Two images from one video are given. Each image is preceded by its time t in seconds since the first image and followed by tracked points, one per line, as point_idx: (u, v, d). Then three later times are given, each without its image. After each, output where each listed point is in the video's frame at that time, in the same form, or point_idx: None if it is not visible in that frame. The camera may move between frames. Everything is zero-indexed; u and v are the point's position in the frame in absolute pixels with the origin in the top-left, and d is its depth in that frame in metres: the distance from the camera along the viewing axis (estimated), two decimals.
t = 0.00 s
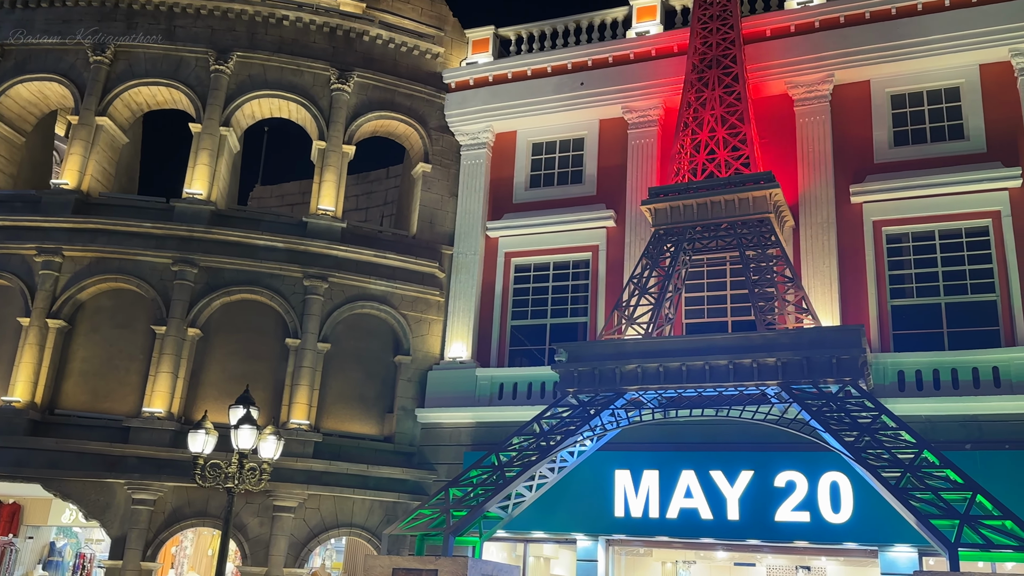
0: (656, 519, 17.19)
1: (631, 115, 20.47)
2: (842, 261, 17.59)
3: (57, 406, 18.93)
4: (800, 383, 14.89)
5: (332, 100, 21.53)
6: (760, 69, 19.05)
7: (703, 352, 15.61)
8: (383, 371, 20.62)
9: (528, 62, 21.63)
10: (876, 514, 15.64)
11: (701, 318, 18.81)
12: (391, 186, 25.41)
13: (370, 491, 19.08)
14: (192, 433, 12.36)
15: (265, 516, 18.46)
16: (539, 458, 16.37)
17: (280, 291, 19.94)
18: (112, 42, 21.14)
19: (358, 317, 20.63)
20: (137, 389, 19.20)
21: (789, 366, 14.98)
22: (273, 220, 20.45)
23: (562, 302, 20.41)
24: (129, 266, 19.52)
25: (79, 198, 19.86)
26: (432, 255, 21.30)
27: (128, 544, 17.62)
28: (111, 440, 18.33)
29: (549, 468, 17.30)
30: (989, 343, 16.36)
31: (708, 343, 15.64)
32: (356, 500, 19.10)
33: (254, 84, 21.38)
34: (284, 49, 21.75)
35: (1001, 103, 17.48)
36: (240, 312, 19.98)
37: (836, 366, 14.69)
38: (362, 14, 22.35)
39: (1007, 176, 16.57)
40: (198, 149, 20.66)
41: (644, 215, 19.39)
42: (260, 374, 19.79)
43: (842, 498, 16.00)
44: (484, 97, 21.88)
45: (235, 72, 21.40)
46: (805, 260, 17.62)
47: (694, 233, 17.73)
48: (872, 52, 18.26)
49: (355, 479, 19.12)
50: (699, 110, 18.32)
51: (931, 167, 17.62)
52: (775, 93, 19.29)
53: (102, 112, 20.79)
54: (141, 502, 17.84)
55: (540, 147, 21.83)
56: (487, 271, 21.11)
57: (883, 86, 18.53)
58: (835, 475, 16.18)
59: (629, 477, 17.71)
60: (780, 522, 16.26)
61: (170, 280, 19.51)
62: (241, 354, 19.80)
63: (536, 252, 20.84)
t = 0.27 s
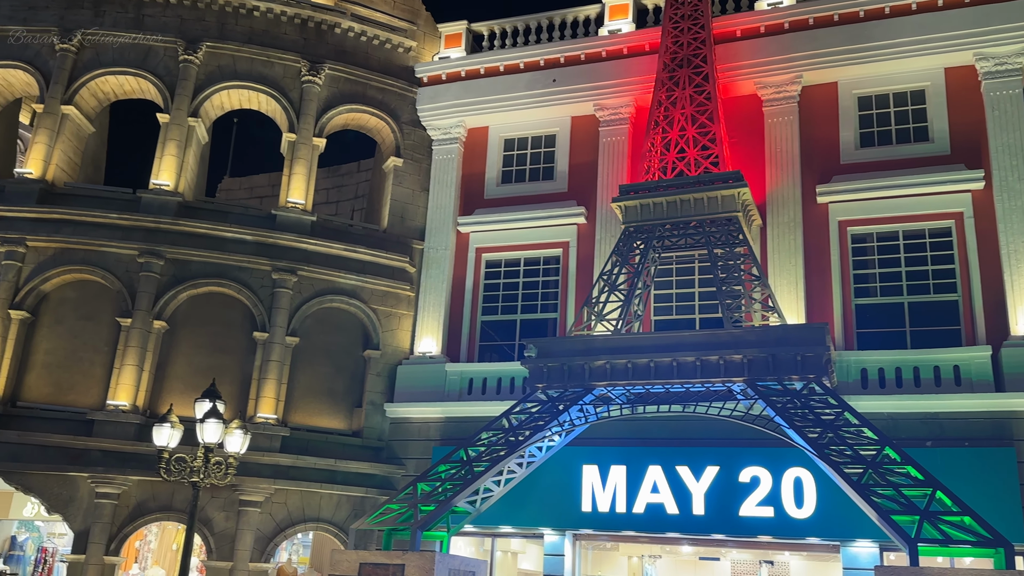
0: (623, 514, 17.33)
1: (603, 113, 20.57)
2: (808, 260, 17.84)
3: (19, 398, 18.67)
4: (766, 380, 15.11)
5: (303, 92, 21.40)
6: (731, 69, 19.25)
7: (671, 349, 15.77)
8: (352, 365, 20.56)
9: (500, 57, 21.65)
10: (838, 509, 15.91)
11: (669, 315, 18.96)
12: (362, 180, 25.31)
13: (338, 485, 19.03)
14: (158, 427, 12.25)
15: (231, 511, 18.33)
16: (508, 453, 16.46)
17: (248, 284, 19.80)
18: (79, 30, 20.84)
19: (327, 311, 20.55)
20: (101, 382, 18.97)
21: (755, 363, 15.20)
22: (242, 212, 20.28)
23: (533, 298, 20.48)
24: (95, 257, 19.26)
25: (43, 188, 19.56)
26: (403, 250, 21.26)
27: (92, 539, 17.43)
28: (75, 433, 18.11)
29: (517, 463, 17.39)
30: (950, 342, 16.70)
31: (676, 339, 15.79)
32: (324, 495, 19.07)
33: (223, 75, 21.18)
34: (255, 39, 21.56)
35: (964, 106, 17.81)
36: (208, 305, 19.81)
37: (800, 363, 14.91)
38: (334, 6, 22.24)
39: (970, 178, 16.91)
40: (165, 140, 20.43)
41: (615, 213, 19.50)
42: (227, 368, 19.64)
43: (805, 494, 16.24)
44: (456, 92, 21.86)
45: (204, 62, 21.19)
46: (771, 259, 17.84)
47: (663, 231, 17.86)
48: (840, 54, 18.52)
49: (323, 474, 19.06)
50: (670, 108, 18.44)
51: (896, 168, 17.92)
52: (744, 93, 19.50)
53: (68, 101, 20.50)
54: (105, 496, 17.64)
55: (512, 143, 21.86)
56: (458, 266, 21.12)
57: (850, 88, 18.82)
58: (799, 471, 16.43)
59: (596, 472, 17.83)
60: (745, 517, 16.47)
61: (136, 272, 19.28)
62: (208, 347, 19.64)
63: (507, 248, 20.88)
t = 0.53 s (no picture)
0: (585, 509, 17.48)
1: (570, 110, 20.66)
2: (770, 259, 18.09)
3: None
4: (726, 376, 15.32)
5: (267, 83, 21.19)
6: (696, 68, 19.44)
7: (634, 345, 15.92)
8: (315, 359, 20.43)
9: (468, 52, 21.63)
10: (795, 504, 16.20)
11: (633, 312, 19.14)
12: (327, 172, 25.14)
13: (300, 480, 18.93)
14: (116, 421, 12.12)
15: (190, 505, 18.15)
16: (471, 448, 16.52)
17: (209, 276, 19.58)
18: (38, 16, 20.49)
19: (290, 304, 20.40)
20: (58, 374, 18.66)
21: (716, 360, 15.39)
22: (204, 203, 20.03)
23: (498, 293, 20.51)
24: (52, 247, 18.94)
25: None
26: (368, 244, 21.17)
27: (47, 533, 17.18)
28: (31, 426, 17.81)
29: (481, 458, 17.47)
30: (907, 341, 17.05)
31: (639, 336, 15.94)
32: (285, 489, 18.92)
33: (186, 64, 20.91)
34: (219, 29, 21.31)
35: (923, 110, 18.16)
36: (168, 298, 19.54)
37: (761, 360, 15.11)
38: None
39: (927, 180, 17.26)
40: (126, 129, 20.11)
41: (580, 210, 19.60)
42: (187, 361, 19.42)
43: (763, 489, 16.51)
44: (423, 86, 21.78)
45: (167, 51, 20.89)
46: (734, 257, 18.06)
47: (628, 228, 18.00)
48: (803, 56, 18.78)
49: (284, 468, 18.94)
50: (636, 107, 18.55)
51: (856, 169, 18.22)
52: (709, 92, 19.70)
53: (27, 88, 20.14)
54: (61, 490, 17.38)
55: (479, 138, 21.87)
56: (423, 261, 21.09)
57: (813, 89, 19.10)
58: (758, 467, 16.68)
59: (559, 467, 17.94)
60: (704, 512, 16.70)
61: (94, 263, 18.97)
62: (168, 340, 19.39)
63: (472, 243, 20.89)
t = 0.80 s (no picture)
0: (548, 504, 17.57)
1: (538, 107, 20.72)
2: (733, 258, 18.31)
3: None
4: (688, 373, 15.47)
5: (232, 73, 20.97)
6: (663, 68, 19.61)
7: (598, 342, 16.03)
8: (278, 353, 20.26)
9: (436, 47, 21.60)
10: (755, 500, 16.44)
11: (598, 309, 19.26)
12: (293, 165, 24.93)
13: (261, 474, 18.80)
14: (73, 414, 11.97)
15: (149, 500, 17.91)
16: (435, 444, 16.54)
17: (171, 268, 19.33)
18: None
19: (253, 298, 20.21)
20: (15, 365, 18.33)
21: (679, 357, 15.54)
22: (166, 194, 19.76)
23: (464, 289, 20.52)
24: (9, 236, 18.60)
25: None
26: (333, 237, 21.05)
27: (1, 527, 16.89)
28: None
29: (444, 453, 17.48)
30: (865, 340, 17.36)
31: (604, 333, 16.06)
32: (246, 484, 18.76)
33: (149, 53, 20.64)
34: (184, 18, 21.04)
35: (883, 113, 18.49)
36: (128, 290, 19.25)
37: (722, 358, 15.26)
38: None
39: (886, 183, 17.59)
40: (87, 117, 19.80)
41: (546, 207, 19.68)
42: (147, 354, 19.18)
43: (723, 485, 16.73)
44: (391, 80, 21.70)
45: (129, 40, 20.58)
46: (698, 255, 18.26)
47: (594, 226, 18.15)
48: (768, 58, 19.02)
49: (245, 463, 18.80)
50: (603, 105, 18.66)
51: (819, 171, 18.50)
52: (676, 92, 19.89)
53: None
54: (16, 483, 17.10)
55: (446, 134, 21.84)
56: (389, 256, 21.02)
57: (777, 91, 19.35)
58: (718, 463, 16.89)
59: (522, 463, 18.01)
60: (665, 507, 16.88)
61: (53, 254, 18.65)
62: (128, 332, 19.13)
63: (438, 239, 20.87)
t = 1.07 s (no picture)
0: (509, 500, 17.62)
1: (504, 103, 20.74)
2: (695, 257, 18.50)
3: None
4: (650, 371, 15.55)
5: (194, 63, 20.72)
6: (629, 68, 19.73)
7: (561, 339, 16.11)
8: (238, 347, 20.04)
9: (403, 41, 21.53)
10: (713, 496, 16.65)
11: (562, 306, 19.37)
12: (256, 157, 24.68)
13: (220, 469, 18.63)
14: (27, 407, 11.76)
15: (105, 494, 17.66)
16: (397, 439, 16.58)
17: (129, 260, 19.03)
18: None
19: (214, 291, 19.96)
20: None
21: (641, 354, 15.66)
22: (125, 183, 19.40)
23: (428, 285, 20.49)
24: None
25: None
26: (296, 231, 20.88)
27: None
28: None
29: (406, 449, 17.46)
30: (823, 339, 17.65)
31: (567, 330, 16.15)
32: (204, 479, 18.56)
33: (110, 41, 20.30)
34: (146, 6, 20.74)
35: (843, 117, 18.81)
36: (85, 281, 18.91)
37: (683, 355, 15.45)
38: None
39: (845, 185, 17.90)
40: (45, 105, 19.45)
41: (512, 203, 19.73)
42: (104, 347, 18.83)
43: (683, 481, 16.92)
44: (356, 73, 21.58)
45: (90, 27, 20.25)
46: (661, 254, 18.42)
47: (559, 223, 18.24)
48: (732, 59, 19.25)
49: (204, 458, 18.60)
50: (569, 103, 18.76)
51: (780, 172, 18.74)
52: (641, 92, 20.04)
53: None
54: None
55: (412, 128, 21.77)
56: (353, 250, 20.90)
57: (740, 93, 19.58)
58: (678, 460, 17.09)
59: (485, 458, 18.04)
60: (626, 503, 17.02)
61: (8, 243, 18.32)
62: (84, 325, 18.79)
63: (403, 234, 20.81)
